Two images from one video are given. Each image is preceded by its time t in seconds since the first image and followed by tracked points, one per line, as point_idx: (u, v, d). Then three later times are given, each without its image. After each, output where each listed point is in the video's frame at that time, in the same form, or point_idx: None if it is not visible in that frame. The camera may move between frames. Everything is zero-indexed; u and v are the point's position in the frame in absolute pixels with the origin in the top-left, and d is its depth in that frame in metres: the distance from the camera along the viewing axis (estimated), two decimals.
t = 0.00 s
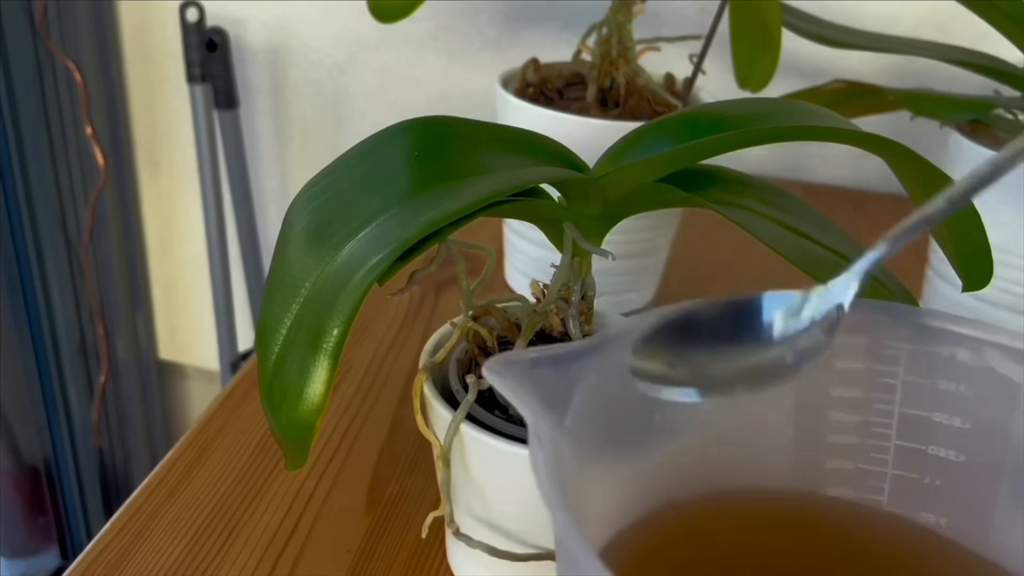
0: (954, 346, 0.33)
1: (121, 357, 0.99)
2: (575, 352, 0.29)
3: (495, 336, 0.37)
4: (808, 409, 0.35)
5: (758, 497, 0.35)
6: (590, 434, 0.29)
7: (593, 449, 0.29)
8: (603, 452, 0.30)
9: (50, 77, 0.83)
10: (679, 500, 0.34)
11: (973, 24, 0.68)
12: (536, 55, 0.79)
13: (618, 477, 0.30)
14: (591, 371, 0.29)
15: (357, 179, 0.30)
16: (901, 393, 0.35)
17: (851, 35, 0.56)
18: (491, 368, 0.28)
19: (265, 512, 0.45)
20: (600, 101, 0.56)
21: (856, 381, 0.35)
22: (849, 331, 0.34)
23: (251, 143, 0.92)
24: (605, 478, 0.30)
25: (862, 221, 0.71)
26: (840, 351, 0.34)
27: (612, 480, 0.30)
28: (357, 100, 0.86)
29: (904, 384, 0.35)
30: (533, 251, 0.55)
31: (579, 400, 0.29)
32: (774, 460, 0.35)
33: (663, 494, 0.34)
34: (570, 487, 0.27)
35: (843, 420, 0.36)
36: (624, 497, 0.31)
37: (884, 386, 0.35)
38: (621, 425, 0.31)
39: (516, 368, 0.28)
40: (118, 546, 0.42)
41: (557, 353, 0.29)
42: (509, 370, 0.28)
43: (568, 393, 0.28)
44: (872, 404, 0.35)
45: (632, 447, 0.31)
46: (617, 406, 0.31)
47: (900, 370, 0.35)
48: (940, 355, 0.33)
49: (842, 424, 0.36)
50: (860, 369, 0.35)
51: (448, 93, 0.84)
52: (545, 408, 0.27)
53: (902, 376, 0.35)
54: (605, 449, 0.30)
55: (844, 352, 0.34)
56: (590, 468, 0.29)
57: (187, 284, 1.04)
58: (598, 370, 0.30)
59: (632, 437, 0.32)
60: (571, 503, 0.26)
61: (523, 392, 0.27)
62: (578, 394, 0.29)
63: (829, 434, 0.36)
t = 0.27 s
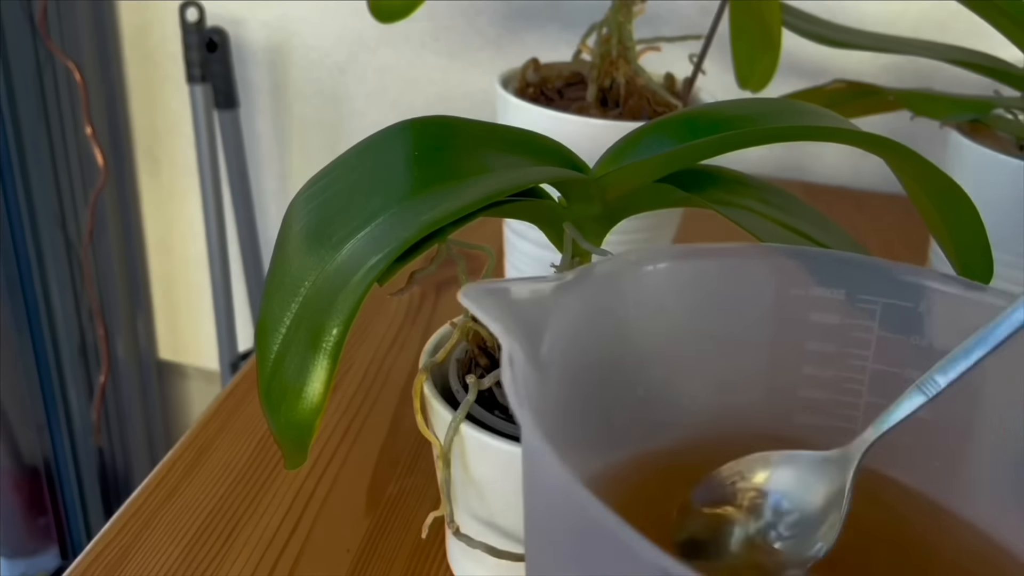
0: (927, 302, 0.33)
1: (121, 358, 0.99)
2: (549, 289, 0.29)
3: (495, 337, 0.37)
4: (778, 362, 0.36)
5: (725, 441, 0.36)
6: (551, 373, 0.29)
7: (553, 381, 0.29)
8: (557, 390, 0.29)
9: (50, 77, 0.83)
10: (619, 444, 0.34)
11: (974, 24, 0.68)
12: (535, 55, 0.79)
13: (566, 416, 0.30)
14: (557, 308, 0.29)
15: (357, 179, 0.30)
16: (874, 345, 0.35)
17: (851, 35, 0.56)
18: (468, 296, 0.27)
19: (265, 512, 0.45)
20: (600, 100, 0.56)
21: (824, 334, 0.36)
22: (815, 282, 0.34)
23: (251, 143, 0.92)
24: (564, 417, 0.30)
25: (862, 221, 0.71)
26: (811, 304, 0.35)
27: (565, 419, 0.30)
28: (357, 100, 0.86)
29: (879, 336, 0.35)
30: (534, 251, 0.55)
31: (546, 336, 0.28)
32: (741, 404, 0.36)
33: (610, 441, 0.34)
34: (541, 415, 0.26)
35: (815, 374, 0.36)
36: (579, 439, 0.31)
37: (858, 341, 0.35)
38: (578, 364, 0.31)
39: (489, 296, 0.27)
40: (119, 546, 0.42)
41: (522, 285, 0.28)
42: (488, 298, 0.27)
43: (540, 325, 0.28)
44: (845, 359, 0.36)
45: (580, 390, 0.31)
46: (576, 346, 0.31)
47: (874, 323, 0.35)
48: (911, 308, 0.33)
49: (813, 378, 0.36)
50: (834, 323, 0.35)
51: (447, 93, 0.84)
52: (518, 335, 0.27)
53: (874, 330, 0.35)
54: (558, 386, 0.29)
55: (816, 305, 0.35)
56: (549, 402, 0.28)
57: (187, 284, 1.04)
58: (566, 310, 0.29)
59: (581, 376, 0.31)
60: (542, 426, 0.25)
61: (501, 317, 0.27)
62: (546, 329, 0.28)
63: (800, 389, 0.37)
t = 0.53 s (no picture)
0: (917, 314, 0.33)
1: (121, 358, 0.99)
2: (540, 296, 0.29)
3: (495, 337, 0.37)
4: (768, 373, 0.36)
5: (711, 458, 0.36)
6: (544, 377, 0.29)
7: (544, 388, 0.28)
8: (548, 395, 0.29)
9: (51, 77, 0.83)
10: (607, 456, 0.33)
11: (973, 24, 0.68)
12: (535, 55, 0.79)
13: (557, 424, 0.30)
14: (549, 315, 0.29)
15: (357, 179, 0.30)
16: (864, 358, 0.35)
17: (851, 35, 0.56)
18: (461, 299, 0.27)
19: (266, 512, 0.45)
20: (600, 101, 0.56)
21: (816, 346, 0.36)
22: (808, 292, 0.35)
23: (251, 143, 0.92)
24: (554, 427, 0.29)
25: (861, 221, 0.71)
26: (802, 314, 0.35)
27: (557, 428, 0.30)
28: (357, 100, 0.86)
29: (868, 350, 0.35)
30: (533, 251, 0.55)
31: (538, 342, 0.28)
32: (731, 414, 0.36)
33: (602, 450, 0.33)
34: (533, 419, 0.26)
35: (803, 382, 0.36)
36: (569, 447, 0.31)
37: (848, 352, 0.35)
38: (570, 369, 0.31)
39: (481, 301, 0.27)
40: (119, 546, 0.42)
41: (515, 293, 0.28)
42: (479, 302, 0.27)
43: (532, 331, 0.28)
44: (833, 372, 0.36)
45: (572, 396, 0.31)
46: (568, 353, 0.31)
47: (863, 337, 0.35)
48: (901, 320, 0.34)
49: (801, 386, 0.36)
50: (823, 335, 0.36)
51: (447, 93, 0.84)
52: (509, 339, 0.27)
53: (864, 342, 0.35)
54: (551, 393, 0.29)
55: (806, 316, 0.35)
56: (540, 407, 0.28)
57: (187, 284, 1.04)
58: (558, 316, 0.29)
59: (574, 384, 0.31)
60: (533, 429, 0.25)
61: (495, 323, 0.27)
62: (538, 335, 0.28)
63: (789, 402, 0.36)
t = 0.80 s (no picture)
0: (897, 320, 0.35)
1: (121, 358, 0.99)
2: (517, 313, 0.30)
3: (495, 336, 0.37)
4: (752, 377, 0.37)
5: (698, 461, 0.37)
6: (516, 397, 0.30)
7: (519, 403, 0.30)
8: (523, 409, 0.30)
9: (51, 78, 0.83)
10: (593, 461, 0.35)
11: (973, 24, 0.68)
12: (535, 55, 0.79)
13: (534, 435, 0.31)
14: (526, 333, 0.30)
15: (357, 179, 0.30)
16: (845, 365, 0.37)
17: (851, 35, 0.56)
18: (436, 325, 0.28)
19: (265, 512, 0.45)
20: (600, 101, 0.56)
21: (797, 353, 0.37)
22: (787, 300, 0.36)
23: (250, 142, 0.92)
24: (532, 437, 0.31)
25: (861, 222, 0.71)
26: (782, 322, 0.36)
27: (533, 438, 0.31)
28: (357, 99, 0.86)
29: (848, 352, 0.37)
30: (533, 251, 0.55)
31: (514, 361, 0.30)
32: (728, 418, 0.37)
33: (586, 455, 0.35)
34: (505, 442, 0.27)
35: (784, 391, 0.38)
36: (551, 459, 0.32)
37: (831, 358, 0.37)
38: (543, 386, 0.32)
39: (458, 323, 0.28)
40: (119, 546, 0.42)
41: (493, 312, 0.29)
42: (456, 326, 0.28)
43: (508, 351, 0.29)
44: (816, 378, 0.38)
45: (546, 412, 0.32)
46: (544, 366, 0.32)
47: (844, 344, 0.36)
48: (881, 326, 0.35)
49: (782, 395, 0.38)
50: (805, 342, 0.37)
51: (447, 93, 0.84)
52: (484, 363, 0.28)
53: (844, 349, 0.37)
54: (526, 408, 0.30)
55: (788, 324, 0.37)
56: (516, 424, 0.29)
57: (187, 284, 1.04)
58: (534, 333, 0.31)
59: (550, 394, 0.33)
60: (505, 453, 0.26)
61: (468, 349, 0.27)
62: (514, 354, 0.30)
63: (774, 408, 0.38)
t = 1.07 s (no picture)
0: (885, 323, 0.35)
1: (120, 359, 0.99)
2: (505, 327, 0.30)
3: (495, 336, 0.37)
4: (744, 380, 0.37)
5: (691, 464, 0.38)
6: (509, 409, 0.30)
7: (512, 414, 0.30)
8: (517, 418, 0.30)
9: (50, 78, 0.83)
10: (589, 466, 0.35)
11: (973, 24, 0.68)
12: (535, 55, 0.79)
13: (530, 446, 0.31)
14: (515, 345, 0.30)
15: (357, 178, 0.30)
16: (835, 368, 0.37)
17: (851, 35, 0.56)
18: (424, 341, 0.28)
19: (265, 512, 0.45)
20: (600, 101, 0.56)
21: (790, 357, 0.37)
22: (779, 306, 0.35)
23: (250, 142, 0.92)
24: (528, 448, 0.31)
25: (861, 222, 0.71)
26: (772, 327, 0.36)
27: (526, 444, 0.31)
28: (357, 99, 0.86)
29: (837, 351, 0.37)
30: (533, 251, 0.55)
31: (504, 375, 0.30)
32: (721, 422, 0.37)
33: (581, 457, 0.35)
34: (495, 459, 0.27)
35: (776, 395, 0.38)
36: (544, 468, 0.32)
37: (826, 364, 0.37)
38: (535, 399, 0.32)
39: (446, 339, 0.28)
40: (119, 546, 0.42)
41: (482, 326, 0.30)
42: (443, 342, 0.28)
43: (496, 366, 0.29)
44: (807, 382, 0.38)
45: (540, 423, 0.32)
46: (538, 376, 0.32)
47: (833, 346, 0.37)
48: (869, 329, 0.36)
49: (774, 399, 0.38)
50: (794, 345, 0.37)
51: (447, 93, 0.83)
52: (473, 380, 0.28)
53: (834, 351, 0.37)
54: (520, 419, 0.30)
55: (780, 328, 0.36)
56: (511, 436, 0.29)
57: (187, 284, 1.04)
58: (524, 346, 0.31)
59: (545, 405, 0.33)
60: (493, 469, 0.26)
61: (454, 363, 0.28)
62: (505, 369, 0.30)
63: (764, 410, 0.38)
